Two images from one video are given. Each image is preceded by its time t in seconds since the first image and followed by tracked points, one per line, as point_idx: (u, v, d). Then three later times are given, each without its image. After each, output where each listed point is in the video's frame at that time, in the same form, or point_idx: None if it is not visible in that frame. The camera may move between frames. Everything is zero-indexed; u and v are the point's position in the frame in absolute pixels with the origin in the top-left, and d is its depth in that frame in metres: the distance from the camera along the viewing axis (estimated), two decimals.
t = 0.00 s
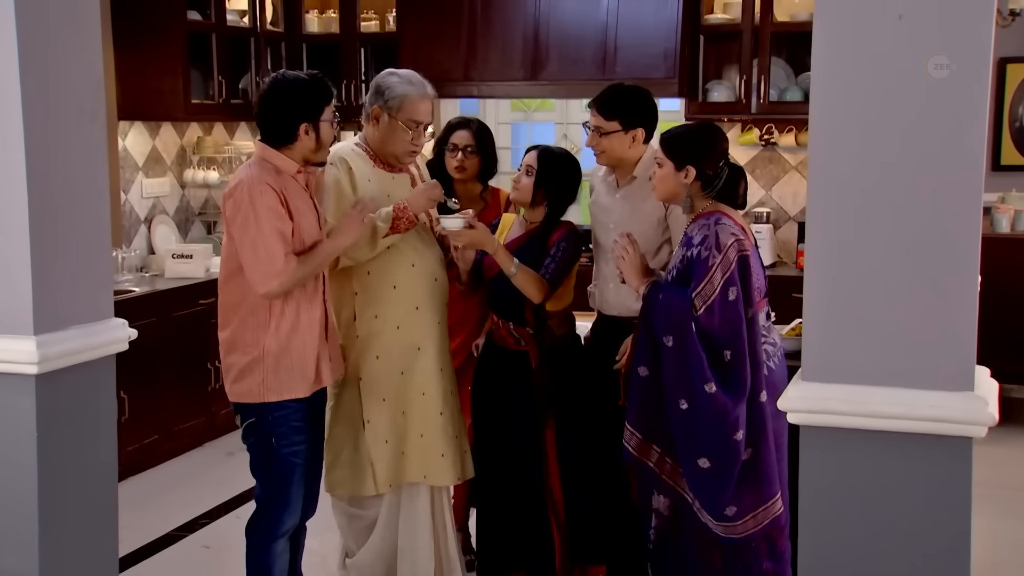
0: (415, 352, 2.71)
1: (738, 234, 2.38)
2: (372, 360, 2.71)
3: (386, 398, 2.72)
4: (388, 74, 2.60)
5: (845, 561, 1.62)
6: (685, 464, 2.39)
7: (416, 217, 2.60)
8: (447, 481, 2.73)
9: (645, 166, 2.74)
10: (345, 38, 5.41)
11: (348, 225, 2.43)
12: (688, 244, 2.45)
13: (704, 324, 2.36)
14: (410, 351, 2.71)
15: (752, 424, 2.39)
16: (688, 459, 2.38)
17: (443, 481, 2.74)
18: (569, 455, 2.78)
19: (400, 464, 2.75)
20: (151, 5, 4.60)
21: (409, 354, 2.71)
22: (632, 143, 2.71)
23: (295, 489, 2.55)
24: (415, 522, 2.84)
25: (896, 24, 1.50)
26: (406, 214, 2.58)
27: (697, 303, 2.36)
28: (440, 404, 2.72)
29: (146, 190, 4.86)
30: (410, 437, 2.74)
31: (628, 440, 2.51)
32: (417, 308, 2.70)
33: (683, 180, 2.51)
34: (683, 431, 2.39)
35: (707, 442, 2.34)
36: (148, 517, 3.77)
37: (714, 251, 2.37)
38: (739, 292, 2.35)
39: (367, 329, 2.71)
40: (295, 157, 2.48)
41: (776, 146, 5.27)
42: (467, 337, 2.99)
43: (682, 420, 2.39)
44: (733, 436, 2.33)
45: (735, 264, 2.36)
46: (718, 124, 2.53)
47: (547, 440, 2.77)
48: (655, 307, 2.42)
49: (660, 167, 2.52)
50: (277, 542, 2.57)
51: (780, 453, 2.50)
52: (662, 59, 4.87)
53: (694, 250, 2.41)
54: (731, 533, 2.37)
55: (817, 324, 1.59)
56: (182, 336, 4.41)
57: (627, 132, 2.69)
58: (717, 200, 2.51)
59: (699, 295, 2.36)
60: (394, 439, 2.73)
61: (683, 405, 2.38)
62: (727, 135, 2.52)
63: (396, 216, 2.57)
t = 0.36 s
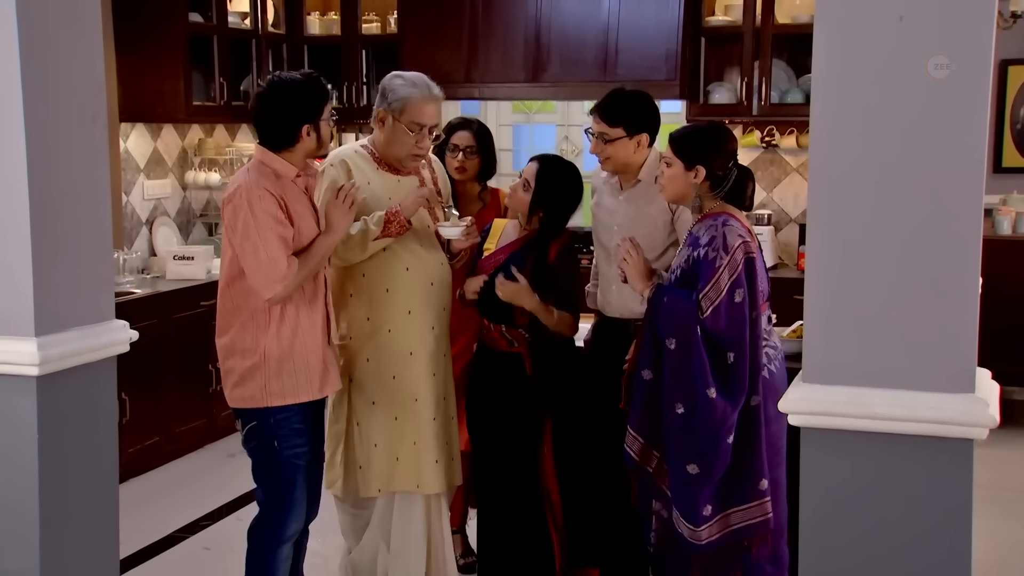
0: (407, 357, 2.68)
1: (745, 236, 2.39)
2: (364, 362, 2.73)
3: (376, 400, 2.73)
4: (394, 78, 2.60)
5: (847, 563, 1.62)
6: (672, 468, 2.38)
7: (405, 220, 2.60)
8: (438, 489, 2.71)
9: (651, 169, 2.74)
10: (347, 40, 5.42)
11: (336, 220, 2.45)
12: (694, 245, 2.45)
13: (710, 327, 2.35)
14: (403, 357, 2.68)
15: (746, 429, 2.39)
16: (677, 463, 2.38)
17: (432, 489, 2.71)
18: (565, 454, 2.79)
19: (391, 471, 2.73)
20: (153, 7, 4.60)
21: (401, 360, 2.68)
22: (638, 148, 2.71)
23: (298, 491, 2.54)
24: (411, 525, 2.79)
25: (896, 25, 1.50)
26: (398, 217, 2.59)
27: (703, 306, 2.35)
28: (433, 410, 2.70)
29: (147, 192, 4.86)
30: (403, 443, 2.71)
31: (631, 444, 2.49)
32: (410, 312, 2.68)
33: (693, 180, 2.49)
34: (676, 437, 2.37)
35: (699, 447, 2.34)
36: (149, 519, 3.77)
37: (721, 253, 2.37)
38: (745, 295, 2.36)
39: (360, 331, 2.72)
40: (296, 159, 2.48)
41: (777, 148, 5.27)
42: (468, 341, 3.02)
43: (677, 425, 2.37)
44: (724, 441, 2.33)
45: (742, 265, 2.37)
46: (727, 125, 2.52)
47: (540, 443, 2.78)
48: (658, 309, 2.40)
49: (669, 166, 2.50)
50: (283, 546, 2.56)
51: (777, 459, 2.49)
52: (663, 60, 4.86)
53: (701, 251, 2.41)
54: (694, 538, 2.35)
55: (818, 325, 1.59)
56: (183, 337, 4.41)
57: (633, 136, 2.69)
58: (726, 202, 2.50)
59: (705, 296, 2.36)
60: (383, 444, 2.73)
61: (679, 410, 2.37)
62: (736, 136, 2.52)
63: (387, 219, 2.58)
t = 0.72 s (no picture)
0: (390, 362, 2.68)
1: (752, 238, 2.39)
2: (349, 365, 2.73)
3: (359, 405, 2.73)
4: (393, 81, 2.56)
5: (846, 564, 1.62)
6: (671, 471, 2.39)
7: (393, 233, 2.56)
8: (417, 496, 2.69)
9: (649, 169, 2.74)
10: (346, 41, 5.41)
11: (335, 228, 2.44)
12: (701, 247, 2.44)
13: (717, 329, 2.35)
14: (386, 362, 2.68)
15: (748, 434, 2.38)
16: (677, 466, 2.38)
17: (414, 496, 2.70)
18: (561, 469, 2.73)
19: (374, 478, 2.74)
20: (152, 8, 4.60)
21: (384, 366, 2.68)
22: (637, 146, 2.72)
23: (289, 495, 2.52)
24: (405, 532, 2.82)
25: (896, 26, 1.50)
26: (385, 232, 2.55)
27: (710, 309, 2.35)
28: (413, 418, 2.68)
29: (146, 193, 4.86)
30: (387, 450, 2.71)
31: (626, 444, 2.51)
32: (393, 319, 2.66)
33: (700, 181, 2.49)
34: (678, 439, 2.38)
35: (700, 449, 2.35)
36: (148, 520, 3.76)
37: (729, 255, 2.37)
38: (752, 298, 2.35)
39: (347, 335, 2.72)
40: (290, 158, 2.48)
41: (776, 150, 5.27)
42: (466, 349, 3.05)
43: (679, 427, 2.38)
44: (728, 445, 2.33)
45: (749, 269, 2.36)
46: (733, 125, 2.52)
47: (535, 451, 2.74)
48: (664, 311, 2.41)
49: (676, 168, 2.50)
50: (273, 549, 2.55)
51: (780, 465, 2.47)
52: (662, 62, 4.87)
53: (708, 253, 2.40)
54: (682, 539, 2.37)
55: (818, 325, 1.59)
56: (181, 339, 4.40)
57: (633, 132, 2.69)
58: (732, 203, 2.50)
59: (713, 298, 2.36)
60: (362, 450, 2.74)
61: (683, 412, 2.38)
62: (743, 137, 2.52)
63: (375, 228, 2.56)
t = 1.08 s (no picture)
0: (368, 373, 2.65)
1: (762, 242, 2.39)
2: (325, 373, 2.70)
3: (337, 413, 2.69)
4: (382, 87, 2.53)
5: (847, 567, 1.62)
6: (686, 478, 2.38)
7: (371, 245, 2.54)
8: (392, 510, 2.67)
9: (642, 169, 2.74)
10: (346, 44, 5.43)
11: (312, 223, 2.42)
12: (709, 251, 2.42)
13: (729, 335, 2.35)
14: (364, 372, 2.65)
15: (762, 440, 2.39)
16: (692, 474, 2.37)
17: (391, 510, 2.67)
18: (578, 476, 2.74)
19: (353, 486, 2.72)
20: (152, 11, 4.60)
21: (362, 375, 2.66)
22: (627, 144, 2.73)
23: (289, 496, 2.53)
24: (389, 542, 2.78)
25: (896, 29, 1.51)
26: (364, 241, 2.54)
27: (722, 315, 2.35)
28: (388, 429, 2.64)
29: (146, 196, 4.86)
30: (366, 459, 2.69)
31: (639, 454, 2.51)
32: (371, 328, 2.64)
33: (709, 184, 2.48)
34: (692, 447, 2.37)
35: (716, 457, 2.33)
36: (148, 523, 3.76)
37: (739, 258, 2.36)
38: (763, 302, 2.36)
39: (329, 342, 2.70)
40: (264, 160, 2.46)
41: (776, 152, 5.28)
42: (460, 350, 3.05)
43: (693, 434, 2.37)
44: (744, 450, 2.33)
45: (760, 272, 2.37)
46: (742, 130, 2.53)
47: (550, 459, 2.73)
48: (676, 318, 2.42)
49: (685, 170, 2.49)
50: (277, 552, 2.56)
51: (791, 473, 2.48)
52: (662, 65, 4.83)
53: (717, 258, 2.39)
54: (705, 551, 2.34)
55: (819, 329, 1.59)
56: (181, 341, 4.40)
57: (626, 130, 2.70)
58: (741, 208, 2.50)
59: (724, 303, 2.35)
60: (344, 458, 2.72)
61: (697, 419, 2.36)
62: (752, 143, 2.53)
63: (355, 240, 2.54)
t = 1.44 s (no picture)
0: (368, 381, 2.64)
1: (774, 248, 2.42)
2: (327, 381, 2.71)
3: (338, 420, 2.69)
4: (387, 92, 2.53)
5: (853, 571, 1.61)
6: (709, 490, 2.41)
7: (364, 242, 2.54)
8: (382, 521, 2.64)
9: (639, 170, 2.74)
10: (349, 48, 5.44)
11: (285, 254, 2.47)
12: (721, 257, 2.44)
13: (745, 341, 2.38)
14: (364, 380, 2.65)
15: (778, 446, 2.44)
16: (714, 486, 2.40)
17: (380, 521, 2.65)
18: (599, 489, 2.71)
19: (347, 498, 2.70)
20: (156, 15, 4.61)
21: (364, 384, 2.65)
22: (625, 144, 2.72)
23: (260, 495, 2.54)
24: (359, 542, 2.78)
25: (900, 34, 1.51)
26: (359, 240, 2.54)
27: (738, 321, 2.38)
28: (384, 440, 2.64)
29: (150, 199, 4.87)
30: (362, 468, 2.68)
31: (660, 467, 2.50)
32: (372, 336, 2.63)
33: (719, 190, 2.49)
34: (713, 457, 2.39)
35: (738, 465, 2.37)
36: (152, 526, 3.77)
37: (753, 263, 2.39)
38: (777, 307, 2.41)
39: (332, 350, 2.70)
40: (251, 162, 2.50)
41: (780, 156, 5.28)
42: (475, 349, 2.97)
43: (712, 443, 2.39)
44: (763, 457, 2.37)
45: (773, 277, 2.40)
46: (752, 135, 2.54)
47: (570, 474, 2.70)
48: (690, 327, 2.42)
49: (694, 174, 2.49)
50: (251, 552, 2.55)
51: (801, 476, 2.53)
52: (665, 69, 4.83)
53: (731, 263, 2.40)
54: (736, 563, 2.39)
55: (822, 333, 1.59)
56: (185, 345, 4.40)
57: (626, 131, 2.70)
58: (750, 213, 2.51)
59: (740, 308, 2.38)
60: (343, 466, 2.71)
61: (716, 428, 2.39)
62: (762, 147, 2.53)
63: (351, 237, 2.54)
